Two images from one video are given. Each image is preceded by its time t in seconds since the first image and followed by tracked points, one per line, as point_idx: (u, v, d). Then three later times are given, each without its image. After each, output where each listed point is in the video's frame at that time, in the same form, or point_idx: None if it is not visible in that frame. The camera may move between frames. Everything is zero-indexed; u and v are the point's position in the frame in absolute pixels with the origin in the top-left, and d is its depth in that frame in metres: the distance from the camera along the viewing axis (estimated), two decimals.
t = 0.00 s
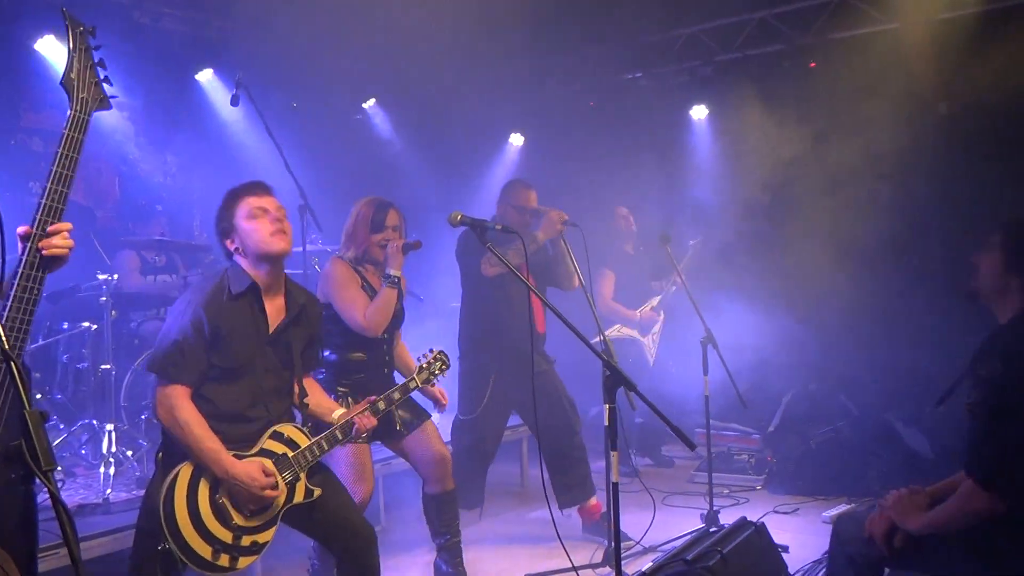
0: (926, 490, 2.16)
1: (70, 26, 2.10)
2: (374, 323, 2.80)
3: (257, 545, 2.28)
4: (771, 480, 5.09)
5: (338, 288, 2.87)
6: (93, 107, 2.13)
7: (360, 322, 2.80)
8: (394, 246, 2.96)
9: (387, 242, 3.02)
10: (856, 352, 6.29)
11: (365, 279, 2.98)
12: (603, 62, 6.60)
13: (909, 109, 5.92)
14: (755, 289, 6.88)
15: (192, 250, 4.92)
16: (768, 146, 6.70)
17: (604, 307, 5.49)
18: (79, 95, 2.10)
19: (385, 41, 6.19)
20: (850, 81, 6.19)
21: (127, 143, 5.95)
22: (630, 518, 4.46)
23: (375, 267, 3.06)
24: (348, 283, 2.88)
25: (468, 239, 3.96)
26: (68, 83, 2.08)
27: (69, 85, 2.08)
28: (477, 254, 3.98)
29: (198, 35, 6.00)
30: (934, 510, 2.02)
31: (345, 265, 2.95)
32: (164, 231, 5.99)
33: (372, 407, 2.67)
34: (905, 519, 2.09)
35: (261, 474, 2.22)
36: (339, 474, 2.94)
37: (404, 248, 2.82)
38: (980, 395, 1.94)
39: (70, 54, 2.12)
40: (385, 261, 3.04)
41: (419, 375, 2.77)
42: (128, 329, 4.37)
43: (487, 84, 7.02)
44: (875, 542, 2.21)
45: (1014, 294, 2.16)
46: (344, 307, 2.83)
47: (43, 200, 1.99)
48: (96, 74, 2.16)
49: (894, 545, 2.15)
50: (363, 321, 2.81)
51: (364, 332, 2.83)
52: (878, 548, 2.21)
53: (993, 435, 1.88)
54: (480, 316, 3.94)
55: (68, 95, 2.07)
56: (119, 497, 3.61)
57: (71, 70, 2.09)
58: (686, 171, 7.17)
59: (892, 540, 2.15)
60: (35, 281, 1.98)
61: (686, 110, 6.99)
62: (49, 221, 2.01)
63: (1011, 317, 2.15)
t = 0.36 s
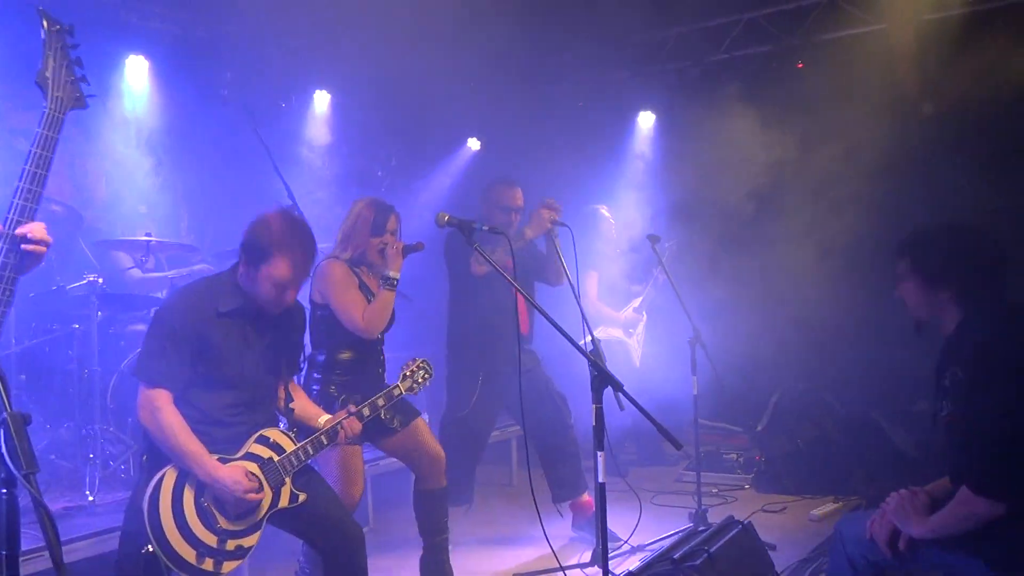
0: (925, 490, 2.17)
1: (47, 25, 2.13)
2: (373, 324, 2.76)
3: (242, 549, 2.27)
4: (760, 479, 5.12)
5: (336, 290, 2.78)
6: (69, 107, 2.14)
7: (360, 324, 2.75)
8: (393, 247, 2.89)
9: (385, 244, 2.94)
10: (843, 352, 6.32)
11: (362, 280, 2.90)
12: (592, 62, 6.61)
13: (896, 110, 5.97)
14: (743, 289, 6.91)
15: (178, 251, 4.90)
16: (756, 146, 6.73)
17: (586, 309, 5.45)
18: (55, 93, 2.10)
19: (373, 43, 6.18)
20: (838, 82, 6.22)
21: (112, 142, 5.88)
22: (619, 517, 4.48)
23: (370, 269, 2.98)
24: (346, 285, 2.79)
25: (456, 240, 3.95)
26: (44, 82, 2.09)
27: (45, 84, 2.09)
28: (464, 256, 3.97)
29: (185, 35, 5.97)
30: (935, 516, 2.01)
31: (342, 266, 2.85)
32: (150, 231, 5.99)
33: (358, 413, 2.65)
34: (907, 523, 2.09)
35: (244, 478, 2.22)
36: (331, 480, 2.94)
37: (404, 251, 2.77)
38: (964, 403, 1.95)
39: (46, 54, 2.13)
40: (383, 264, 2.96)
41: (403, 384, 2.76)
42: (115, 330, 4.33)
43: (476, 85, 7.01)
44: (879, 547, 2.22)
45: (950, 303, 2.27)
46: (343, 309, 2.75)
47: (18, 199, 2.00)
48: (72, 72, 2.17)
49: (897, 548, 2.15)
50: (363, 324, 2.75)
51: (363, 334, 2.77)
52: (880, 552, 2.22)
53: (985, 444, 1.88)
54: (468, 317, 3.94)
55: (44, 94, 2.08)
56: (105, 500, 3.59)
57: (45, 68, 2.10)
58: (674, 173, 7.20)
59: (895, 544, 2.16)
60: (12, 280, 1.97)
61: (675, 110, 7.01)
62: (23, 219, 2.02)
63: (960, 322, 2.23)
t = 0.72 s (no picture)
0: (899, 486, 2.22)
1: (26, 20, 2.11)
2: (391, 311, 2.76)
3: (228, 550, 2.27)
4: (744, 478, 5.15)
5: (354, 282, 2.79)
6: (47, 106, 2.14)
7: (378, 314, 2.76)
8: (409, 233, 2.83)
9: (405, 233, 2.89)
10: (826, 351, 6.38)
11: (381, 269, 2.90)
12: (578, 63, 6.61)
13: (876, 113, 6.04)
14: (726, 287, 6.95)
15: (163, 253, 4.88)
16: (740, 147, 6.77)
17: (572, 309, 5.48)
18: (34, 93, 2.10)
19: (358, 45, 6.15)
20: (821, 83, 6.25)
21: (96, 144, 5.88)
22: (604, 516, 4.49)
23: (390, 259, 2.98)
24: (364, 276, 2.80)
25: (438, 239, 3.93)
26: (26, 81, 2.08)
27: (24, 85, 2.08)
28: (448, 256, 3.96)
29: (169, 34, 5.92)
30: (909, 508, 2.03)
31: (361, 258, 2.86)
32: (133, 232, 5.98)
33: (342, 405, 2.63)
34: (877, 515, 2.12)
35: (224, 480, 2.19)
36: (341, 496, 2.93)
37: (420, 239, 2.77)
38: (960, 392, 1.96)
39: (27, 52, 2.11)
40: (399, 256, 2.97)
41: (388, 371, 2.75)
42: (97, 333, 4.28)
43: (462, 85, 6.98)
44: (849, 540, 2.23)
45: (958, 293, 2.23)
46: (362, 298, 2.77)
47: None
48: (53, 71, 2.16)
49: (868, 544, 2.17)
50: (380, 312, 2.76)
51: (382, 322, 2.78)
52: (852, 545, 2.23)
53: (965, 434, 1.89)
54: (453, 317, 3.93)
55: (24, 93, 2.08)
56: (87, 503, 3.57)
57: (25, 67, 2.08)
58: (659, 174, 7.22)
59: (866, 538, 2.18)
60: None
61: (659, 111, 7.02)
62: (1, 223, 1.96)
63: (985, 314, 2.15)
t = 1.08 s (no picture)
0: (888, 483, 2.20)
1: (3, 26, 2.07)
2: (360, 320, 2.73)
3: (210, 558, 2.26)
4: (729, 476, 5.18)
5: (336, 285, 2.81)
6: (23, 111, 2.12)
7: (347, 317, 2.75)
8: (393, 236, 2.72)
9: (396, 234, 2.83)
10: (811, 349, 6.41)
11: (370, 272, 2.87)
12: (560, 63, 6.60)
13: (855, 112, 6.10)
14: (710, 286, 6.98)
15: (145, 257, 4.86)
16: (722, 146, 6.80)
17: (557, 311, 5.52)
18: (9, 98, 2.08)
19: (340, 47, 6.11)
20: (802, 82, 6.29)
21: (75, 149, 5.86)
22: (590, 516, 4.50)
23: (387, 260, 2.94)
24: (346, 280, 2.81)
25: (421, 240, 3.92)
26: None
27: (1, 90, 2.06)
28: (432, 257, 3.95)
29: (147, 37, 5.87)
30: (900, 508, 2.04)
31: (349, 262, 2.86)
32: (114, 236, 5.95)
33: (325, 412, 2.60)
34: (871, 518, 2.12)
35: (210, 486, 2.19)
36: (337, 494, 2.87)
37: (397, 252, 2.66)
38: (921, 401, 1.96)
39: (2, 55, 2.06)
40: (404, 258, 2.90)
41: (373, 379, 2.74)
42: (78, 336, 4.27)
43: (445, 85, 6.96)
44: (842, 541, 2.24)
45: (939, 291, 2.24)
46: (338, 303, 2.78)
47: None
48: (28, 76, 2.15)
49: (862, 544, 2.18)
50: (351, 320, 2.75)
51: (355, 329, 2.77)
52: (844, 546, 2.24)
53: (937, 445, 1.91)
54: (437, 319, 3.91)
55: None
56: (69, 509, 3.54)
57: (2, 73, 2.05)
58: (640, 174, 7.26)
59: (860, 540, 2.18)
60: None
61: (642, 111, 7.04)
62: None
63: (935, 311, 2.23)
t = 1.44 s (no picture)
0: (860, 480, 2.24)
1: None
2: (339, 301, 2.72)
3: (195, 558, 2.24)
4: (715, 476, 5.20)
5: (307, 273, 2.77)
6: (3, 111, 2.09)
7: (325, 302, 2.73)
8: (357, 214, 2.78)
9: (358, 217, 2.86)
10: (795, 349, 6.45)
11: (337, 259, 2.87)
12: (546, 64, 6.62)
13: (839, 114, 6.15)
14: (695, 287, 7.01)
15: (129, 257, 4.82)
16: (708, 148, 6.83)
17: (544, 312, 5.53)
18: None
19: (326, 46, 6.10)
20: (787, 84, 6.33)
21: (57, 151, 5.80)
22: (576, 516, 4.51)
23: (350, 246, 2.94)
24: (316, 266, 2.78)
25: (406, 241, 3.91)
26: None
27: None
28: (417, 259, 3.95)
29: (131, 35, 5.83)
30: (867, 503, 2.08)
31: (317, 249, 2.84)
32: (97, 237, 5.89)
33: (309, 414, 2.57)
34: (838, 512, 2.17)
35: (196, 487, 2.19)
36: (301, 509, 2.79)
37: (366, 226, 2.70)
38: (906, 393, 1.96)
39: None
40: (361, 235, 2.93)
41: (356, 382, 2.67)
42: (61, 339, 4.24)
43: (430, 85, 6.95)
44: (812, 535, 2.31)
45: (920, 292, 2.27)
46: (313, 290, 2.74)
47: None
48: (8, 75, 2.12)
49: (830, 538, 2.24)
50: (329, 303, 2.72)
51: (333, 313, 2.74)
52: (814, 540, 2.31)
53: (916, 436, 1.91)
54: (423, 320, 3.91)
55: None
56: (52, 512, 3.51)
57: None
58: (627, 174, 7.28)
59: (827, 533, 2.24)
60: None
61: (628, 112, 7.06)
62: None
63: (912, 311, 2.27)
